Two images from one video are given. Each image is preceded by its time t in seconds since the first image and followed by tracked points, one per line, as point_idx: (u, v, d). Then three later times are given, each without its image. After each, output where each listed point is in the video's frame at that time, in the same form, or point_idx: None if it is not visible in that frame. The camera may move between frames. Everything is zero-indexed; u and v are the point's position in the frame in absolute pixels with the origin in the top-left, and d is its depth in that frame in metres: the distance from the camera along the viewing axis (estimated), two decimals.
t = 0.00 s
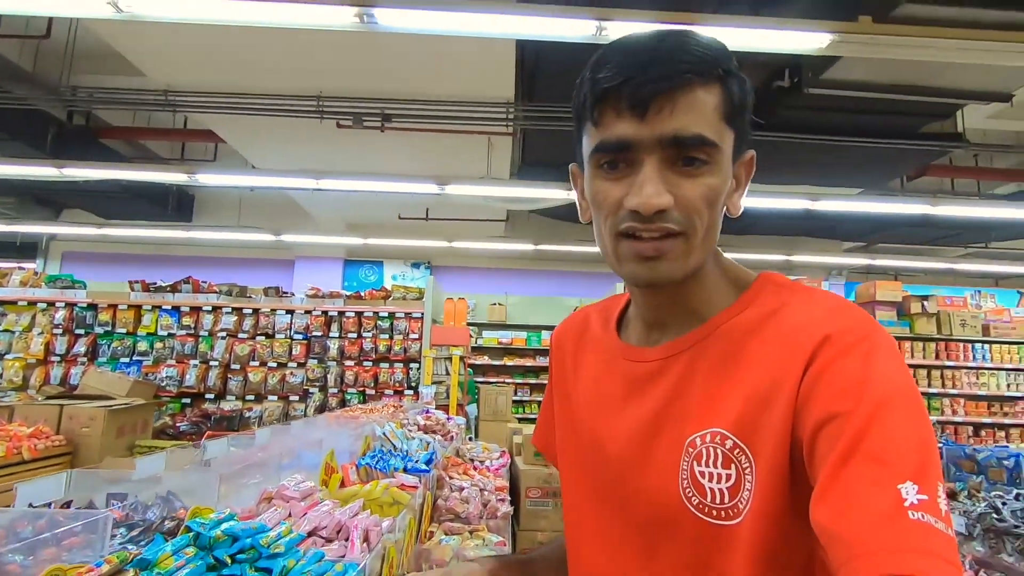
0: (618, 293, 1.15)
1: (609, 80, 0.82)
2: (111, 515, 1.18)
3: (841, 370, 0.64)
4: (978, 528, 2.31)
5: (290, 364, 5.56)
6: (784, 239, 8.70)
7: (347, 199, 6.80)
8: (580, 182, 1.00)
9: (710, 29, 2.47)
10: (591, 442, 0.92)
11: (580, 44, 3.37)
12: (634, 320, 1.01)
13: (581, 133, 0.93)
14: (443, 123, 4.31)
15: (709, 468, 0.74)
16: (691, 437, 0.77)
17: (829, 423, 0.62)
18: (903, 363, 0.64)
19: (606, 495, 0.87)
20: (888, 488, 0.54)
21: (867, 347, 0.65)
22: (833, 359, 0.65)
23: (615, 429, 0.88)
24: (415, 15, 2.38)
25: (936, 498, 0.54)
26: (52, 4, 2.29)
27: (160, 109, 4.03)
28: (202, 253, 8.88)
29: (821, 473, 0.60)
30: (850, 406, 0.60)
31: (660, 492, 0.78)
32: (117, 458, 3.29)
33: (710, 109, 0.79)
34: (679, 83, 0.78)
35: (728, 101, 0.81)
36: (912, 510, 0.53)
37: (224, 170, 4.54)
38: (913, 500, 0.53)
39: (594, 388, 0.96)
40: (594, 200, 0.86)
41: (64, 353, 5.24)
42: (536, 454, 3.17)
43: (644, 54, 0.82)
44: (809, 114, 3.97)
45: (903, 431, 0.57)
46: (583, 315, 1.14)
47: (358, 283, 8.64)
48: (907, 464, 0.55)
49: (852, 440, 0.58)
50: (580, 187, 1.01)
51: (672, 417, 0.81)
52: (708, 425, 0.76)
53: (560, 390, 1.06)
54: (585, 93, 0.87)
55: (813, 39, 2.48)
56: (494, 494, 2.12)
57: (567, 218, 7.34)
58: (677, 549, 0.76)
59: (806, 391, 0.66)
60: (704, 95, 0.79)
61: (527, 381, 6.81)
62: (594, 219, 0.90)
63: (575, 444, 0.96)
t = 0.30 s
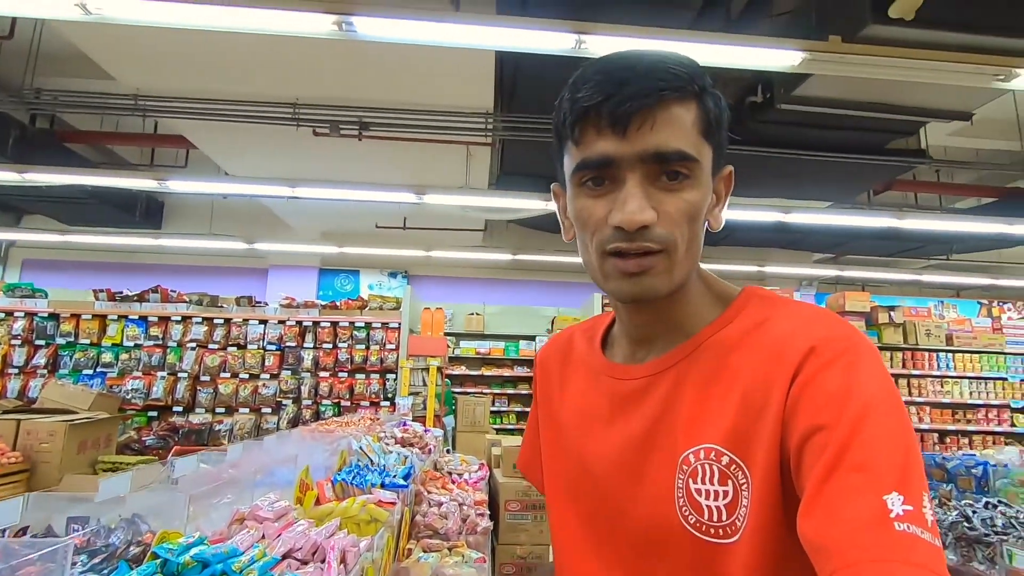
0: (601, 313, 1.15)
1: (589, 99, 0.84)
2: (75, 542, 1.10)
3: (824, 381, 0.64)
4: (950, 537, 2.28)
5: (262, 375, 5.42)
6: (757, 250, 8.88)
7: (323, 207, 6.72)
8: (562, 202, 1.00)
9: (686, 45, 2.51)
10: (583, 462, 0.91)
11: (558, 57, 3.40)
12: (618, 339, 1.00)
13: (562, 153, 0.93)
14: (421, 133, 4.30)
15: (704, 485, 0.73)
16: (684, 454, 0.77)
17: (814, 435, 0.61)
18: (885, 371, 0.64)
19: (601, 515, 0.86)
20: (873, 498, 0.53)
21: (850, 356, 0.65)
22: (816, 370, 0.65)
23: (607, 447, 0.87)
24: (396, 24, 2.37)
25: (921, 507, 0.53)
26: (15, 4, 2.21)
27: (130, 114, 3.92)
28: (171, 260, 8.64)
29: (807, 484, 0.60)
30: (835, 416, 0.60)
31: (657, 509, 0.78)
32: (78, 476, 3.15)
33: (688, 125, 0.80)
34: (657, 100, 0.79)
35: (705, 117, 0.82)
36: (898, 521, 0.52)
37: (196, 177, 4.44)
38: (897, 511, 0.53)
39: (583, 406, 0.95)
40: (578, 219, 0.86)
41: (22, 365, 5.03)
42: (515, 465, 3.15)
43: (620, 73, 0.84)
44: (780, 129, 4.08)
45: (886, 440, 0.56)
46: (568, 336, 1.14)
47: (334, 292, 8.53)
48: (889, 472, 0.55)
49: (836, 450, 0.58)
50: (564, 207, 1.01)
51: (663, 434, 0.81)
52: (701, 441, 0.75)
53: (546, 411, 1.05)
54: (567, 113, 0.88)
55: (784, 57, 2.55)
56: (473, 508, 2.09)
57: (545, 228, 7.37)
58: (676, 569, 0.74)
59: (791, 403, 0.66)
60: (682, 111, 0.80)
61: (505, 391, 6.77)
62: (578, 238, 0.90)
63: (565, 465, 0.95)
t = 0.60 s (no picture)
0: (578, 340, 1.13)
1: (564, 130, 0.83)
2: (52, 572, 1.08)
3: (802, 400, 0.63)
4: (931, 542, 2.30)
5: (238, 383, 5.29)
6: (733, 256, 9.03)
7: (300, 212, 6.62)
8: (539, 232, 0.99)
9: (668, 55, 2.54)
10: (575, 497, 0.88)
11: (540, 65, 3.40)
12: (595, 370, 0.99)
13: (538, 183, 0.93)
14: (402, 138, 4.26)
15: (702, 513, 0.72)
16: (680, 483, 0.75)
17: (796, 454, 0.60)
18: (862, 385, 0.64)
19: (603, 552, 0.84)
20: (855, 511, 0.53)
21: (827, 373, 0.65)
22: (794, 389, 0.64)
23: (599, 477, 0.85)
24: (379, 28, 2.34)
25: (899, 518, 0.53)
26: None
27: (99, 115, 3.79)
28: (141, 265, 8.39)
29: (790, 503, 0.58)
30: (815, 434, 0.59)
31: (663, 544, 0.76)
32: (42, 492, 3.02)
33: (662, 157, 0.79)
34: (630, 133, 0.79)
35: (678, 150, 0.82)
36: (878, 533, 0.52)
37: (168, 181, 4.31)
38: (877, 523, 0.52)
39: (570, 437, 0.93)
40: (553, 248, 0.85)
41: None
42: (498, 474, 3.13)
43: (594, 104, 0.83)
44: (757, 138, 4.14)
45: (866, 454, 0.56)
46: (547, 364, 1.12)
47: (311, 298, 8.39)
48: (868, 486, 0.54)
49: (817, 465, 0.57)
50: (539, 237, 1.00)
51: (655, 463, 0.79)
52: (693, 469, 0.74)
53: (529, 447, 1.02)
54: (541, 145, 0.87)
55: (764, 68, 2.60)
56: (459, 520, 2.06)
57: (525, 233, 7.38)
58: None
59: (773, 423, 0.65)
60: (655, 143, 0.79)
61: (485, 397, 6.74)
62: (553, 267, 0.89)
63: (557, 502, 0.92)
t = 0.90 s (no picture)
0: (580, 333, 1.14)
1: (559, 132, 0.83)
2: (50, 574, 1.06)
3: (776, 383, 0.63)
4: (918, 535, 2.34)
5: (223, 384, 5.23)
6: (718, 255, 9.12)
7: (286, 210, 6.55)
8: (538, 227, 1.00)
9: (657, 54, 2.55)
10: (562, 479, 0.90)
11: (529, 64, 3.41)
12: (591, 358, 0.99)
13: (536, 182, 0.93)
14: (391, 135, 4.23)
15: (675, 490, 0.72)
16: (656, 462, 0.76)
17: (764, 436, 0.61)
18: (833, 371, 0.65)
19: (583, 529, 0.84)
20: (819, 485, 0.53)
21: (801, 360, 0.65)
22: (766, 373, 0.65)
23: (584, 461, 0.86)
24: (368, 25, 2.33)
25: (864, 494, 0.53)
26: None
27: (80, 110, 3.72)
28: (122, 264, 8.24)
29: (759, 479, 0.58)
30: (785, 415, 0.60)
31: (637, 521, 0.77)
32: (22, 495, 2.95)
33: (652, 157, 0.79)
34: (621, 134, 0.78)
35: (668, 151, 0.81)
36: (841, 505, 0.52)
37: (152, 178, 4.24)
38: (842, 496, 0.52)
39: (560, 425, 0.94)
40: (551, 242, 0.86)
41: None
42: (490, 472, 3.13)
43: (586, 105, 0.83)
44: (743, 138, 4.19)
45: (833, 434, 0.56)
46: (545, 357, 1.13)
47: (297, 297, 8.31)
48: (834, 464, 0.54)
49: (785, 444, 0.57)
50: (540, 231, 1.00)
51: (634, 445, 0.80)
52: (668, 449, 0.75)
53: (525, 435, 1.03)
54: (539, 146, 0.88)
55: (751, 69, 2.63)
56: (451, 518, 2.06)
57: (513, 232, 7.38)
58: None
59: (745, 405, 0.65)
60: (646, 144, 0.79)
61: (473, 396, 6.73)
62: (551, 260, 0.90)
63: (546, 484, 0.94)
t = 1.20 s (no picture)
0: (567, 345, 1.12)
1: (544, 145, 0.82)
2: None
3: (761, 392, 0.63)
4: (916, 542, 2.29)
5: (218, 384, 5.20)
6: (716, 257, 9.12)
7: (284, 210, 6.52)
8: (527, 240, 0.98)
9: (655, 56, 2.54)
10: (546, 490, 0.87)
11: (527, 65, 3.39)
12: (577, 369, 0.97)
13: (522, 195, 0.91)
14: (388, 135, 4.21)
15: (661, 500, 0.71)
16: (643, 472, 0.74)
17: (749, 446, 0.60)
18: (815, 383, 0.64)
19: (567, 542, 0.82)
20: (801, 494, 0.52)
21: (784, 371, 0.65)
22: (751, 384, 0.64)
23: (570, 470, 0.84)
24: (365, 24, 2.30)
25: (845, 503, 0.52)
26: None
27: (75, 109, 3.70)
28: (119, 263, 8.20)
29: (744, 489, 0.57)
30: (769, 425, 0.59)
31: (624, 534, 0.75)
32: (14, 495, 2.93)
33: (635, 168, 0.78)
34: (604, 147, 0.77)
35: (651, 162, 0.80)
36: (823, 515, 0.51)
37: (147, 177, 4.22)
38: (823, 506, 0.52)
39: (546, 435, 0.92)
40: (537, 253, 0.84)
41: None
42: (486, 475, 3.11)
43: (569, 118, 0.82)
44: (741, 140, 4.18)
45: (815, 445, 0.55)
46: (531, 367, 1.10)
47: (294, 297, 8.28)
48: (816, 474, 0.53)
49: (769, 455, 0.56)
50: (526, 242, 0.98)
51: (620, 455, 0.78)
52: (654, 459, 0.73)
53: (509, 447, 1.00)
54: (525, 160, 0.87)
55: (750, 70, 2.61)
56: (446, 523, 2.04)
57: (511, 233, 7.37)
58: None
59: (731, 415, 0.64)
60: (628, 156, 0.78)
61: (471, 397, 6.70)
62: (539, 272, 0.88)
63: (530, 496, 0.91)
